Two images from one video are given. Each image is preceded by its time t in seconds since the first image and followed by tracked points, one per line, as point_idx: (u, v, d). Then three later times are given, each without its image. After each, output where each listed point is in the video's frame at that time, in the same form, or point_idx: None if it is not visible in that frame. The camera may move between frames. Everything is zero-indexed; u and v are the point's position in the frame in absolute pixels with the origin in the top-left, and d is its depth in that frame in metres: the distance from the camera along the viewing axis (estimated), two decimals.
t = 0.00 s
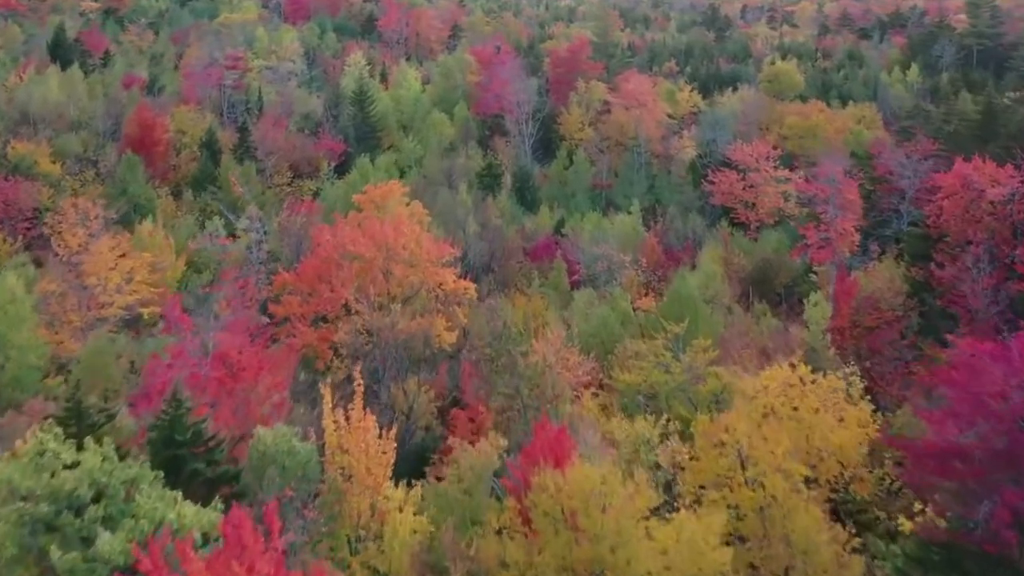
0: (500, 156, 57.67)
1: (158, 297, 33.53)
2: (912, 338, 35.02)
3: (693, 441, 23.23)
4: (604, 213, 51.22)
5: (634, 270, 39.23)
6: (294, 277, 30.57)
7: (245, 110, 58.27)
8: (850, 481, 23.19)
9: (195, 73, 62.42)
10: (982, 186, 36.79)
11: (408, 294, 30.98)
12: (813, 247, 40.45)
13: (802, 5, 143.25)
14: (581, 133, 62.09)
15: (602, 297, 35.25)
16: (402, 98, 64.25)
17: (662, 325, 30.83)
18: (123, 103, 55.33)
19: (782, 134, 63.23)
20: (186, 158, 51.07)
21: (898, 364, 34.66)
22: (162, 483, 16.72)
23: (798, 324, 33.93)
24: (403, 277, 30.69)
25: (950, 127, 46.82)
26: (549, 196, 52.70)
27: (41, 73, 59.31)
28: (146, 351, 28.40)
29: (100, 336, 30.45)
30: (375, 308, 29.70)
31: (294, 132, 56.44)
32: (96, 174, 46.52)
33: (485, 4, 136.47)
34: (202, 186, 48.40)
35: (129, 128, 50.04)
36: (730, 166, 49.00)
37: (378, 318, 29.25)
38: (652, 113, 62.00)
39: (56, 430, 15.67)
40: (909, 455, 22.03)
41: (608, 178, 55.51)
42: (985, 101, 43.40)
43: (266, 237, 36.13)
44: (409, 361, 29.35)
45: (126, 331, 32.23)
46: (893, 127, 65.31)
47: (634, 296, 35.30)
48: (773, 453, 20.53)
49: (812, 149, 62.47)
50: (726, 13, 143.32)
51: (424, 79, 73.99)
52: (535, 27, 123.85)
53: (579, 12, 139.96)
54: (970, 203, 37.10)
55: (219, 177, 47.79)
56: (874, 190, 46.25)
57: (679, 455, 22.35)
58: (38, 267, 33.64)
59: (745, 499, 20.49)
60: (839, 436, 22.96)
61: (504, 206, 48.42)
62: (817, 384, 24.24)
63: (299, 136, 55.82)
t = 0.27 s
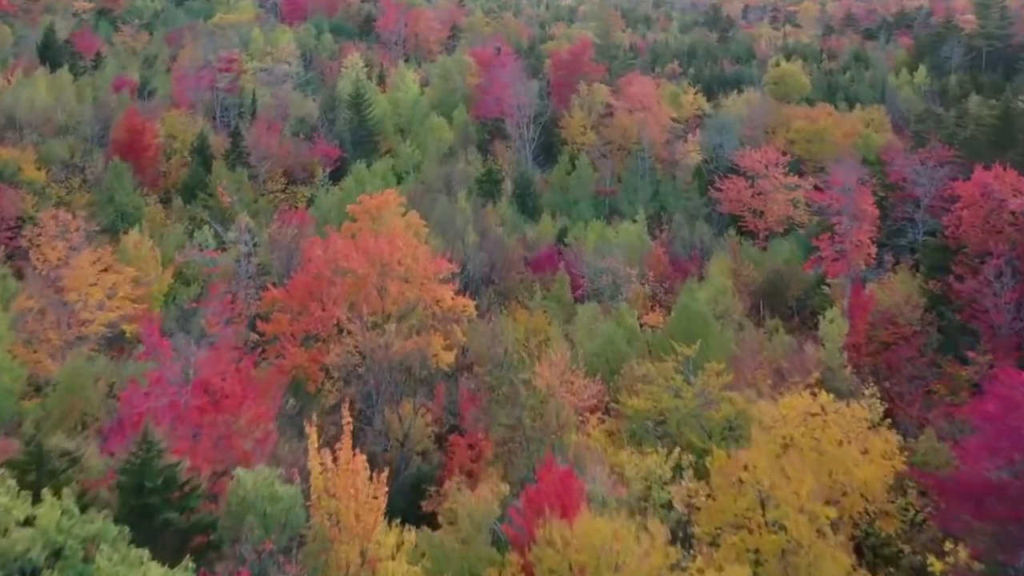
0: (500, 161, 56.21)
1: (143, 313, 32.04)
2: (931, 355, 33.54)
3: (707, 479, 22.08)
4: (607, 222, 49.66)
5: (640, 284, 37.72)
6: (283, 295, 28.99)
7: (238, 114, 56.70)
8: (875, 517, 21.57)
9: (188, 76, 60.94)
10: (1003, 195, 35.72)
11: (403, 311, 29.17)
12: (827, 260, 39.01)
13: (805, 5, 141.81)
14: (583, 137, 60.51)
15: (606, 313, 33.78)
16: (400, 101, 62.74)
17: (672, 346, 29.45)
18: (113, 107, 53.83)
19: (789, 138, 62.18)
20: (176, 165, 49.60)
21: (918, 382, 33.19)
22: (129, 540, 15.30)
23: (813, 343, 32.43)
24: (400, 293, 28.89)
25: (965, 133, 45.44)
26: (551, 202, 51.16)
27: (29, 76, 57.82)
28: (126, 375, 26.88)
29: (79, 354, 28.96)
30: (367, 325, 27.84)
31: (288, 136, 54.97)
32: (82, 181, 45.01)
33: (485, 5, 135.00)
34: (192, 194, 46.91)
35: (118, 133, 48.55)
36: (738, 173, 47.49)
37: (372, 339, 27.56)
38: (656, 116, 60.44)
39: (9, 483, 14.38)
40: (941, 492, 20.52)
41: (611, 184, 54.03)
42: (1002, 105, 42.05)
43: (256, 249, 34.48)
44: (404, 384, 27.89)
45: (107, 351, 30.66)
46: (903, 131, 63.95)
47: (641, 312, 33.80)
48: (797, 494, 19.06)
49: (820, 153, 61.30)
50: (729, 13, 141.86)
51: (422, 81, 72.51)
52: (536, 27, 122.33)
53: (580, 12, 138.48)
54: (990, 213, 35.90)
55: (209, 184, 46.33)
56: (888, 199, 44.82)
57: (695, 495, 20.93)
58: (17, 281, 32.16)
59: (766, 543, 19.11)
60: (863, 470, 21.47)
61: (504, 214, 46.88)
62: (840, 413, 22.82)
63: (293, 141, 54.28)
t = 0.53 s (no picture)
0: (500, 168, 54.63)
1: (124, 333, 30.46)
2: (952, 377, 32.03)
3: (727, 526, 21.60)
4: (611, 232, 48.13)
5: (646, 300, 36.21)
6: (272, 317, 27.46)
7: (231, 120, 55.15)
8: (905, 562, 20.24)
9: (179, 80, 59.39)
10: None
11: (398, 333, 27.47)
12: (842, 276, 37.34)
13: (808, 5, 140.42)
14: (585, 142, 58.97)
15: (611, 332, 32.33)
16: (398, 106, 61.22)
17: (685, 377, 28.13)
18: (101, 113, 52.25)
19: (795, 144, 61.27)
20: (165, 173, 48.08)
21: (939, 405, 31.68)
22: None
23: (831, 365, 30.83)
24: (395, 315, 27.27)
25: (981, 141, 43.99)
26: (553, 211, 49.63)
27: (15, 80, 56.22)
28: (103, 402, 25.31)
29: (56, 378, 27.41)
30: (360, 350, 26.29)
31: (282, 143, 53.43)
32: (67, 190, 43.44)
33: (484, 6, 133.54)
34: (182, 204, 45.37)
35: (105, 141, 47.07)
36: (746, 182, 45.89)
37: (365, 365, 26.01)
38: (660, 120, 58.89)
39: None
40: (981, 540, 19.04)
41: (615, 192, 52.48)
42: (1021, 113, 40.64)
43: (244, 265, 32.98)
44: (400, 413, 26.33)
45: (86, 374, 29.10)
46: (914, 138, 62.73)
47: (648, 331, 32.29)
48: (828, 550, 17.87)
49: (828, 159, 60.42)
50: (730, 13, 140.42)
51: (420, 85, 71.01)
52: (536, 28, 120.90)
53: (580, 13, 137.02)
54: (1012, 226, 34.49)
55: (199, 194, 44.83)
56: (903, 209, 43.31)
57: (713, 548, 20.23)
58: None
59: None
60: (893, 513, 20.09)
61: (504, 224, 45.38)
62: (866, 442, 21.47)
63: (287, 148, 52.76)
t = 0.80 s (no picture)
0: (500, 178, 53.12)
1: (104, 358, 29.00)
2: (976, 404, 30.55)
3: None
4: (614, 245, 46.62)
5: (654, 321, 34.60)
6: (258, 345, 25.93)
7: (223, 127, 53.63)
8: None
9: (170, 86, 57.96)
10: None
11: (392, 364, 25.92)
12: (859, 295, 35.68)
13: (811, 7, 139.22)
14: (588, 150, 57.45)
15: (618, 357, 31.11)
16: (395, 114, 59.76)
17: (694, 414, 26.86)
18: (89, 120, 50.75)
19: (804, 151, 60.42)
20: (154, 184, 46.58)
21: (962, 433, 30.20)
22: None
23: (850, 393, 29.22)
24: (390, 343, 25.73)
25: (999, 151, 42.53)
26: (554, 223, 48.12)
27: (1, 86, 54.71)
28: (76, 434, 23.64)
29: (28, 406, 25.90)
30: (352, 382, 24.75)
31: (276, 151, 51.97)
32: (52, 203, 41.93)
33: (484, 8, 132.33)
34: (170, 216, 43.93)
35: (92, 150, 45.61)
36: (755, 194, 44.30)
37: (356, 401, 24.35)
38: (665, 127, 57.37)
39: None
40: None
41: (619, 203, 51.00)
42: None
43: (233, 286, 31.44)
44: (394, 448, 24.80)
45: (63, 403, 27.60)
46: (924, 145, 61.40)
47: (655, 356, 30.82)
48: None
49: (838, 167, 59.59)
50: (732, 15, 139.23)
51: (418, 91, 69.56)
52: (537, 31, 119.58)
53: (581, 15, 135.75)
54: None
55: (188, 207, 43.36)
56: (918, 222, 41.79)
57: None
58: None
59: None
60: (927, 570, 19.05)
61: (505, 238, 43.91)
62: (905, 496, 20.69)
63: (280, 157, 51.24)
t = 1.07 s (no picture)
0: (500, 189, 51.62)
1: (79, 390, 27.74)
2: (1000, 434, 28.96)
3: None
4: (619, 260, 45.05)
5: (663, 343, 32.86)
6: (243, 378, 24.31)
7: (215, 136, 51.99)
8: None
9: (161, 93, 56.45)
10: None
11: (384, 399, 24.19)
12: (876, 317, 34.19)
13: (814, 9, 137.88)
14: (590, 159, 55.89)
15: (626, 387, 29.64)
16: (392, 124, 58.30)
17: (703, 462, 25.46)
18: (76, 129, 49.25)
19: (812, 159, 58.86)
20: (142, 197, 45.07)
21: (987, 465, 28.63)
22: None
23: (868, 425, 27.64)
24: (382, 377, 24.08)
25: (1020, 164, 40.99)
26: (556, 236, 46.54)
27: None
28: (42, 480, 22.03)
29: None
30: (342, 422, 23.16)
31: (269, 161, 50.40)
32: (35, 218, 40.36)
33: (483, 9, 131.00)
34: (159, 231, 42.51)
35: (78, 162, 43.99)
36: (765, 207, 42.69)
37: (347, 444, 22.74)
38: (670, 135, 55.82)
39: None
40: None
41: (622, 215, 49.49)
42: None
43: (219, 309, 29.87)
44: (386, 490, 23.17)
45: (35, 440, 26.32)
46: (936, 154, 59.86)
47: (664, 386, 29.34)
48: None
49: (847, 176, 57.88)
50: (735, 17, 137.87)
51: (416, 98, 68.10)
52: (537, 34, 118.24)
53: (582, 17, 134.44)
54: None
55: (177, 221, 41.87)
56: (935, 238, 40.22)
57: None
58: None
59: None
60: None
61: (505, 254, 42.39)
62: (920, 574, 20.06)
63: (273, 167, 49.63)
